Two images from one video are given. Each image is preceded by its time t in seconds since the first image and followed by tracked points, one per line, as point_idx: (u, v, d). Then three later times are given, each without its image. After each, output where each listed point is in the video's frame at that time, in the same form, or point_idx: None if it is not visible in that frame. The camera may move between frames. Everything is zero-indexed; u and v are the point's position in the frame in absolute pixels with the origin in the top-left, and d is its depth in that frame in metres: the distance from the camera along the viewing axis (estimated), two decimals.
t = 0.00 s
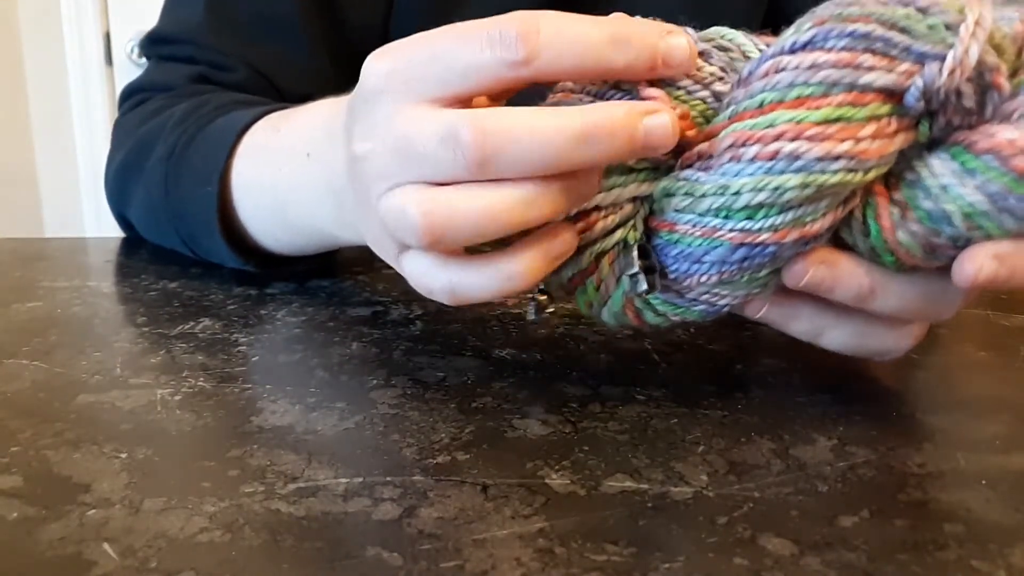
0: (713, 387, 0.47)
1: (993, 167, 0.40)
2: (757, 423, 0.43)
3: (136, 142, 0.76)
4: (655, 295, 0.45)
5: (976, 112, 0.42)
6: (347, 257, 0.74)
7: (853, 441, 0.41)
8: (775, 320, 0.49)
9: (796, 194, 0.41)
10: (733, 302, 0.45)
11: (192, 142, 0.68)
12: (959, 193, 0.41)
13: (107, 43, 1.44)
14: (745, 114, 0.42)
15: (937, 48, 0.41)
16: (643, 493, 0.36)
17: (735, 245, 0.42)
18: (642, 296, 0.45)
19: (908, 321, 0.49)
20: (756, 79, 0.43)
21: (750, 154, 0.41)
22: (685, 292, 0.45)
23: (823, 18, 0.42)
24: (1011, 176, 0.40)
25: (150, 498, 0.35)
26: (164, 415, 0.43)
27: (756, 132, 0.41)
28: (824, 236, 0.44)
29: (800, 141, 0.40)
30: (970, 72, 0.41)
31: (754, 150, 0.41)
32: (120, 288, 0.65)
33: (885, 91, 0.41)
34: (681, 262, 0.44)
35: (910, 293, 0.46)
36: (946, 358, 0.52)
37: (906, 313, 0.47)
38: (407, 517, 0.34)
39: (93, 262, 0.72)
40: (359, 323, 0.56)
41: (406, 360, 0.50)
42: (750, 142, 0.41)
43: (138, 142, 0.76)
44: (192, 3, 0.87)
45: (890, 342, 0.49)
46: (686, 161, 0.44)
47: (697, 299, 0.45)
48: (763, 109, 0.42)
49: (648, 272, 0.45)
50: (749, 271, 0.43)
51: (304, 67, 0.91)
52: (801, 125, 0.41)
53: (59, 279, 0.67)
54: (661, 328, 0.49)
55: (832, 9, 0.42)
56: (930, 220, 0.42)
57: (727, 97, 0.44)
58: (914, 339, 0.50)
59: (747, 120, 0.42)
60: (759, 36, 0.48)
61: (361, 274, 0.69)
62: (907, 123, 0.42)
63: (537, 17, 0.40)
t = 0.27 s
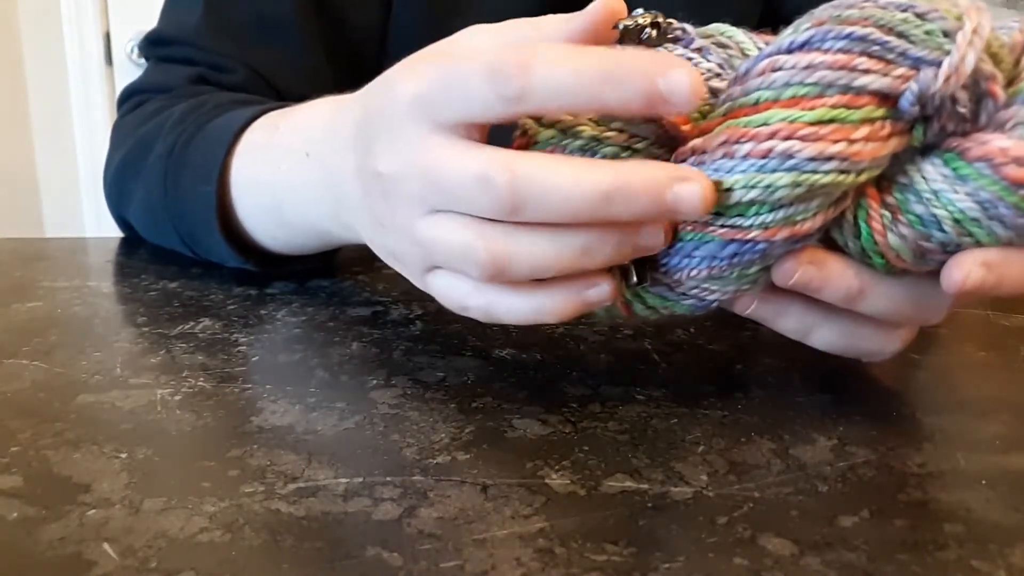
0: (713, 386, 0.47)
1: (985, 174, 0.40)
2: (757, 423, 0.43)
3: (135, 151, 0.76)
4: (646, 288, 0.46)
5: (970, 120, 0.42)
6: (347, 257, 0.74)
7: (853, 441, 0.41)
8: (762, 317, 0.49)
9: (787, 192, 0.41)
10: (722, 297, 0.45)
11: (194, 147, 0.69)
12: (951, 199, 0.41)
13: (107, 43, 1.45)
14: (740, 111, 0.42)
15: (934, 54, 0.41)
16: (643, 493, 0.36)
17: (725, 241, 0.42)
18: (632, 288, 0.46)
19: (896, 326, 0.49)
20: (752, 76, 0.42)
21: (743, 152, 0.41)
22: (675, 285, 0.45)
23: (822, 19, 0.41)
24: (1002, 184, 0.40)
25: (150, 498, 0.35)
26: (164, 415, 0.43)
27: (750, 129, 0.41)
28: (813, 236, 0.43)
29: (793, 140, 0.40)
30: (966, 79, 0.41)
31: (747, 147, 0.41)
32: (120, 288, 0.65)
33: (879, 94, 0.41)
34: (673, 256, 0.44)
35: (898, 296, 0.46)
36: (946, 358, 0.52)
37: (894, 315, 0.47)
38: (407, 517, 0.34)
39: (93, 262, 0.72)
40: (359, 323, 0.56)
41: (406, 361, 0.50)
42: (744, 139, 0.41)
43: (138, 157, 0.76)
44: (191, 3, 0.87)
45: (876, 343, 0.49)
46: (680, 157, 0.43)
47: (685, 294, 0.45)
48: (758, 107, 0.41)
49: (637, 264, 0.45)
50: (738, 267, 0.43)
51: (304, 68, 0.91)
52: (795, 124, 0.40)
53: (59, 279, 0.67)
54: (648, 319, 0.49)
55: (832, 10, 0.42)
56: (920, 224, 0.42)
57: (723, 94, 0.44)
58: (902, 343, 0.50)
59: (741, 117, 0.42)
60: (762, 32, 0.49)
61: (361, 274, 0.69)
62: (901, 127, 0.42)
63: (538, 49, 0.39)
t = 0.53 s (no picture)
0: (713, 386, 0.47)
1: (987, 179, 0.40)
2: (757, 423, 0.43)
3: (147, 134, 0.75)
4: (645, 286, 0.46)
5: (973, 125, 0.42)
6: (347, 257, 0.74)
7: (853, 441, 0.41)
8: (760, 317, 0.49)
9: (788, 193, 0.41)
10: (720, 297, 0.45)
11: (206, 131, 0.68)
12: (952, 204, 0.41)
13: (107, 44, 1.44)
14: (743, 111, 0.42)
15: (939, 57, 0.41)
16: (643, 493, 0.36)
17: (724, 242, 0.42)
18: (630, 286, 0.46)
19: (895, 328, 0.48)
20: (756, 76, 0.43)
21: (745, 151, 0.41)
22: (674, 284, 0.45)
23: (829, 20, 0.42)
24: (1004, 189, 0.40)
25: (151, 498, 0.35)
26: (164, 415, 0.43)
27: (752, 130, 0.41)
28: (814, 237, 0.43)
29: (796, 141, 0.40)
30: (971, 83, 0.41)
31: (749, 147, 0.41)
32: (120, 288, 0.64)
33: (883, 97, 0.41)
34: (672, 255, 0.44)
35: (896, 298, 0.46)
36: (946, 358, 0.52)
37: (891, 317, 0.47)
38: (407, 517, 0.34)
39: (93, 262, 0.72)
40: (359, 323, 0.56)
41: (406, 361, 0.50)
42: (746, 139, 0.41)
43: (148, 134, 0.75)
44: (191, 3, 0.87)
45: (875, 347, 0.49)
46: (681, 155, 0.45)
47: (684, 292, 0.45)
48: (761, 107, 0.42)
49: (638, 261, 0.45)
50: (737, 267, 0.43)
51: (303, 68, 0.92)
52: (798, 125, 0.41)
53: (59, 279, 0.67)
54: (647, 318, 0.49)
55: (838, 11, 0.42)
56: (920, 228, 0.42)
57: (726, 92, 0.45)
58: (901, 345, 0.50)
59: (744, 117, 0.42)
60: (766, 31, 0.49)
61: (361, 274, 0.69)
62: (904, 130, 0.42)
63: None
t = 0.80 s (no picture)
0: (713, 386, 0.47)
1: (995, 181, 0.40)
2: (757, 423, 0.43)
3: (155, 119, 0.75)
4: (650, 288, 0.46)
5: (982, 126, 0.42)
6: (347, 257, 0.74)
7: (853, 441, 0.41)
8: (766, 318, 0.49)
9: (797, 195, 0.41)
10: (726, 298, 0.45)
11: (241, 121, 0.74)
12: (960, 205, 0.41)
13: (107, 44, 1.40)
14: (751, 112, 0.42)
15: (948, 58, 0.41)
16: (643, 493, 0.36)
17: (732, 243, 0.42)
18: (636, 287, 0.46)
19: (902, 329, 0.48)
20: (763, 77, 0.43)
21: (753, 153, 0.41)
22: (680, 285, 0.45)
23: (836, 21, 0.42)
24: (1013, 191, 0.40)
25: (151, 498, 0.35)
26: (164, 415, 0.43)
27: (761, 131, 0.41)
28: (821, 239, 0.44)
29: (805, 142, 0.40)
30: (979, 85, 0.41)
31: (758, 149, 0.41)
32: (120, 288, 0.64)
33: (892, 98, 0.41)
34: (678, 255, 0.44)
35: (904, 300, 0.45)
36: (946, 359, 0.52)
37: (898, 319, 0.46)
38: (407, 517, 0.34)
39: (93, 262, 0.72)
40: (359, 324, 0.56)
41: (407, 361, 0.50)
42: (755, 140, 0.41)
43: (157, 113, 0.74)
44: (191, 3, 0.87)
45: (881, 349, 0.49)
46: (689, 156, 0.44)
47: (690, 294, 0.45)
48: (769, 108, 0.42)
49: (643, 263, 0.45)
50: (744, 269, 0.43)
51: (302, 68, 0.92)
52: (807, 126, 0.41)
53: (59, 279, 0.67)
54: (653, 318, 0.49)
55: (845, 12, 0.42)
56: (929, 229, 0.42)
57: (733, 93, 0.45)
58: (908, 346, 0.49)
59: (752, 118, 0.42)
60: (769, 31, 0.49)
61: (361, 274, 0.68)
62: (912, 132, 0.42)
63: None
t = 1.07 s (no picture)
0: (713, 386, 0.47)
1: (997, 172, 0.40)
2: (756, 423, 0.43)
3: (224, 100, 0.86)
4: (650, 279, 0.46)
5: (983, 116, 0.42)
6: (347, 257, 0.74)
7: (853, 441, 0.41)
8: (767, 310, 0.49)
9: (798, 184, 0.41)
10: (727, 290, 0.45)
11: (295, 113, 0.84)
12: (961, 196, 0.41)
13: (107, 43, 1.41)
14: (752, 102, 0.42)
15: (950, 48, 0.41)
16: (643, 493, 0.36)
17: (733, 233, 0.42)
18: (636, 279, 0.46)
19: (901, 322, 0.48)
20: (766, 67, 0.43)
21: (755, 142, 0.41)
22: (681, 277, 0.45)
23: (838, 11, 0.42)
24: (1013, 181, 0.40)
25: (151, 498, 0.35)
26: (164, 415, 0.43)
27: (762, 120, 0.41)
28: (821, 230, 0.44)
29: (806, 131, 0.40)
30: (981, 76, 0.41)
31: (759, 138, 0.41)
32: (120, 288, 0.65)
33: (894, 88, 0.41)
34: (678, 247, 0.44)
35: (904, 293, 0.46)
36: (946, 358, 0.52)
37: (898, 312, 0.47)
38: (407, 517, 0.34)
39: (93, 262, 0.72)
40: (359, 323, 0.56)
41: (406, 360, 0.50)
42: (756, 130, 0.41)
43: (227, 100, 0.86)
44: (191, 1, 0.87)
45: (882, 341, 0.49)
46: (691, 146, 0.44)
47: (691, 285, 0.45)
48: (770, 98, 0.42)
49: (643, 254, 0.45)
50: (745, 260, 0.43)
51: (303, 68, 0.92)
52: (808, 115, 0.41)
53: (59, 279, 0.67)
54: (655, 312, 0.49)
55: (848, 3, 0.42)
56: (930, 220, 0.42)
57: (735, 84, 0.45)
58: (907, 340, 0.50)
59: (754, 108, 0.42)
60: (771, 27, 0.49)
61: (361, 274, 0.68)
62: (914, 121, 0.42)
63: None
